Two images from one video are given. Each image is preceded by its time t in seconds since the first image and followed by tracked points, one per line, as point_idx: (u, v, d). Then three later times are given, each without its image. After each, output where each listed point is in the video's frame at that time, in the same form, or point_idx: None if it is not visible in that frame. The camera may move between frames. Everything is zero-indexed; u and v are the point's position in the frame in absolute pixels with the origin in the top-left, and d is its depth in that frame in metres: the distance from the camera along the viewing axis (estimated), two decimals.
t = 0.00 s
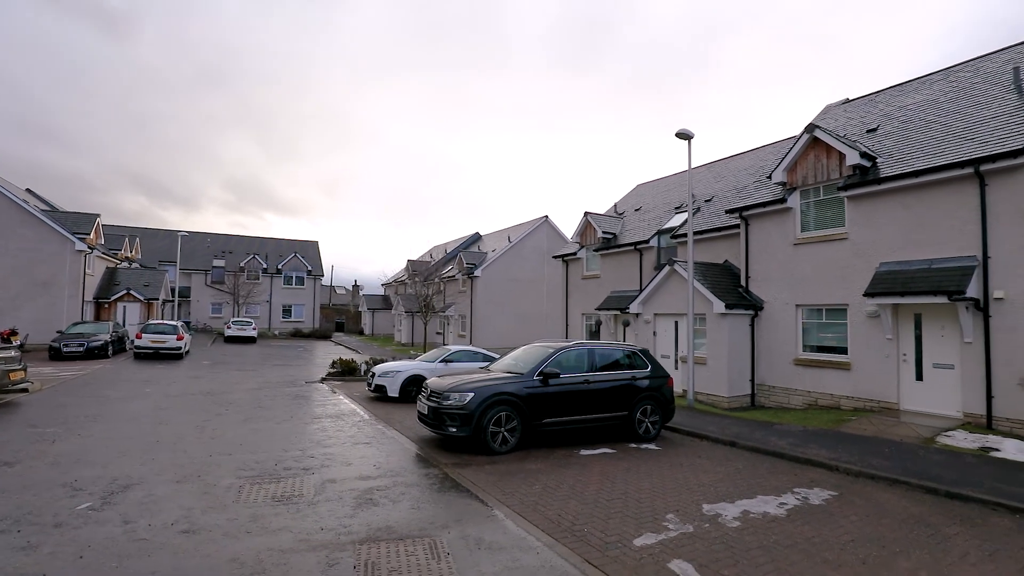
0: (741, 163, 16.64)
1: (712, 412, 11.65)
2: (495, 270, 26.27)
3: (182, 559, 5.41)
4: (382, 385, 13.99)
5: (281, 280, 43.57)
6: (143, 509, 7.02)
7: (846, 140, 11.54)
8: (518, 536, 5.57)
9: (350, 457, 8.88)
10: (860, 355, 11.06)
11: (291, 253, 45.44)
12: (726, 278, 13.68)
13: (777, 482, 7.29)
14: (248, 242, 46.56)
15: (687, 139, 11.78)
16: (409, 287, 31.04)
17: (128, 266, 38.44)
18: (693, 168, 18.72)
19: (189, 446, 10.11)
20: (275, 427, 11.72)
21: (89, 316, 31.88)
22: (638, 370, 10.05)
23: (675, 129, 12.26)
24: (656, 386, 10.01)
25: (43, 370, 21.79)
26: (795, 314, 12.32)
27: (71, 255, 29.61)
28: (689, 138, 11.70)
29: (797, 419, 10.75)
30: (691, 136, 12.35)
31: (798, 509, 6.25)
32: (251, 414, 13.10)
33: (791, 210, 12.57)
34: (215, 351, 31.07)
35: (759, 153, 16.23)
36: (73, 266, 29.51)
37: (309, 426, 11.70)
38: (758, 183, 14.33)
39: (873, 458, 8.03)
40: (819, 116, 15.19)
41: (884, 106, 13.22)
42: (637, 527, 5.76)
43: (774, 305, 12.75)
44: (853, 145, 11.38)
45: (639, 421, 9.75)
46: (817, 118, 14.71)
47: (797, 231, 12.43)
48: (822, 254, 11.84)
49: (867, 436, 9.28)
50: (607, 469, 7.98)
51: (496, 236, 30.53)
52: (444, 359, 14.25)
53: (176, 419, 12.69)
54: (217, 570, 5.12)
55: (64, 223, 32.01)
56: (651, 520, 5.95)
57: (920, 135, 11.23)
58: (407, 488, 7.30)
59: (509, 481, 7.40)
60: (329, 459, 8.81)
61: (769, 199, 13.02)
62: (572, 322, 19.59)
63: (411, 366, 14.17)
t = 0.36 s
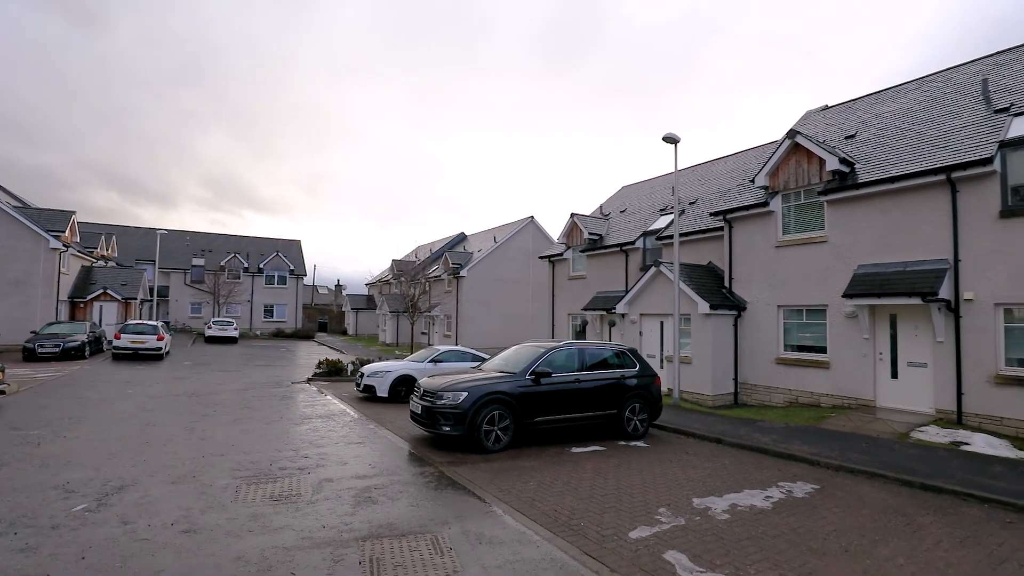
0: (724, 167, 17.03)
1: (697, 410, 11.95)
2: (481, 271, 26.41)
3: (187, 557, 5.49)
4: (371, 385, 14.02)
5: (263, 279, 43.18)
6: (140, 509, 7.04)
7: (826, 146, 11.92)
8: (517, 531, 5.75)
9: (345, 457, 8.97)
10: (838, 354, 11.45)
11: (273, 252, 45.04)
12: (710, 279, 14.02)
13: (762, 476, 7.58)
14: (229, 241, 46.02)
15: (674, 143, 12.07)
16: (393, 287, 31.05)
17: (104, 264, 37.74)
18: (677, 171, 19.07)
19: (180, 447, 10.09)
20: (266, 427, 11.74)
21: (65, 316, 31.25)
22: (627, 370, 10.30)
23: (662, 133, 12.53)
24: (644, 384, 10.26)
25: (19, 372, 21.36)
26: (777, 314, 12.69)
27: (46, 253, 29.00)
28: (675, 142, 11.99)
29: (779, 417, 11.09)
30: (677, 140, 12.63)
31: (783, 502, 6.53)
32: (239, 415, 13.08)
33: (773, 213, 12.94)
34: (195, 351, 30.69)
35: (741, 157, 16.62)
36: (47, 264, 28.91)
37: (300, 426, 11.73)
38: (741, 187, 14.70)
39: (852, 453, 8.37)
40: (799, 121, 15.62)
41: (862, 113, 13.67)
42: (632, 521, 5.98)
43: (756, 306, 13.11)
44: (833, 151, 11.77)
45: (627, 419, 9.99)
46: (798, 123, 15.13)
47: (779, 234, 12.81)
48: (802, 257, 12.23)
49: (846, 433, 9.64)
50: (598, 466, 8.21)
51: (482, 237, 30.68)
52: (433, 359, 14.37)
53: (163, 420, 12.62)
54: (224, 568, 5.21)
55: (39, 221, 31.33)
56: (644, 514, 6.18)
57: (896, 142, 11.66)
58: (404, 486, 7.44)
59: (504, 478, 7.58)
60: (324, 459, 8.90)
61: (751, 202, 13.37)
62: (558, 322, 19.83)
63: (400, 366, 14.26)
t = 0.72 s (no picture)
0: (708, 170, 17.41)
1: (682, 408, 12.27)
2: (467, 271, 26.56)
3: (192, 555, 5.57)
4: (360, 385, 14.09)
5: (244, 279, 42.76)
6: (137, 509, 7.07)
7: (807, 151, 12.31)
8: (516, 525, 5.93)
9: (339, 456, 9.08)
10: (818, 353, 11.84)
11: (254, 252, 44.60)
12: (694, 280, 14.36)
13: (747, 470, 7.88)
14: (209, 240, 45.46)
15: (660, 147, 12.37)
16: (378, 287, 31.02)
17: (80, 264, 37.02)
18: (661, 173, 19.42)
19: (171, 448, 10.08)
20: (257, 427, 11.76)
21: (39, 316, 30.59)
22: (616, 368, 10.55)
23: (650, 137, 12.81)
24: (632, 383, 10.53)
25: None
26: (759, 314, 13.06)
27: (19, 252, 28.39)
28: (662, 145, 12.30)
29: (762, 413, 11.44)
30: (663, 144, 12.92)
31: (768, 494, 6.82)
32: (228, 416, 13.07)
33: (756, 216, 13.31)
34: (176, 352, 30.31)
35: (724, 161, 17.01)
36: (20, 263, 28.30)
37: (290, 427, 11.77)
38: (724, 190, 15.07)
39: (832, 447, 8.73)
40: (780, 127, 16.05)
41: (840, 119, 14.12)
42: (626, 513, 6.21)
43: (739, 306, 13.48)
44: (813, 156, 12.16)
45: (616, 417, 10.25)
46: (778, 129, 15.56)
47: (761, 236, 13.19)
48: (783, 258, 12.61)
49: (826, 428, 10.00)
50: (590, 462, 8.44)
51: (467, 237, 30.79)
52: (422, 359, 14.49)
53: (151, 422, 12.55)
54: (230, 564, 5.31)
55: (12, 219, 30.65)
56: (638, 507, 6.41)
57: (872, 148, 12.09)
58: (402, 484, 7.58)
59: (499, 475, 7.76)
60: (319, 458, 9.00)
61: (735, 205, 13.73)
62: (544, 322, 20.06)
63: (390, 366, 14.36)
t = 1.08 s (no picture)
0: (690, 174, 17.78)
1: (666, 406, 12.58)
2: (452, 271, 26.67)
3: (194, 555, 5.66)
4: (348, 385, 14.15)
5: (224, 279, 42.28)
6: (132, 511, 7.10)
7: (786, 157, 12.70)
8: (513, 521, 6.13)
9: (332, 456, 9.18)
10: (796, 352, 12.24)
11: (235, 251, 44.11)
12: (678, 281, 14.70)
13: (731, 466, 8.20)
14: (188, 239, 44.80)
15: (645, 151, 12.66)
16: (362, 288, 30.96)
17: (53, 263, 36.24)
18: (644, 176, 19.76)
19: (160, 451, 10.06)
20: (245, 429, 11.78)
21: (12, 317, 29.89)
22: (604, 368, 10.81)
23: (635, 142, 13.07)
24: (619, 382, 10.79)
25: None
26: (739, 315, 13.44)
27: None
28: (647, 150, 12.59)
29: (743, 411, 11.80)
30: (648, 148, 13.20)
31: (751, 488, 7.13)
32: (216, 418, 13.04)
33: (737, 220, 13.69)
34: (155, 353, 29.88)
35: (706, 165, 17.40)
36: None
37: (280, 427, 11.81)
38: (706, 193, 15.44)
39: (811, 443, 9.09)
40: (759, 132, 16.48)
41: (816, 126, 14.58)
42: (617, 508, 6.45)
43: (720, 306, 13.85)
44: (792, 162, 12.55)
45: (604, 415, 10.51)
46: (758, 134, 15.98)
47: (743, 239, 13.56)
48: (763, 261, 13.00)
49: (804, 425, 10.38)
50: (579, 460, 8.67)
51: (452, 237, 30.88)
52: (410, 359, 14.62)
53: (136, 424, 12.45)
54: (234, 563, 5.41)
55: None
56: (628, 502, 6.66)
57: (848, 155, 12.53)
58: (397, 483, 7.73)
59: (492, 473, 7.95)
60: (312, 459, 9.09)
61: (717, 209, 14.09)
62: (530, 322, 20.28)
63: (378, 366, 14.44)
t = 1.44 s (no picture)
0: (675, 177, 18.10)
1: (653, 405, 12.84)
2: (438, 271, 26.74)
3: (197, 556, 5.73)
4: (337, 387, 14.18)
5: (205, 278, 41.77)
6: (128, 514, 7.11)
7: (769, 162, 13.04)
8: (510, 519, 6.29)
9: (326, 458, 9.25)
10: (778, 352, 12.58)
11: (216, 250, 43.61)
12: (663, 282, 14.98)
13: (718, 463, 8.46)
14: (168, 238, 44.15)
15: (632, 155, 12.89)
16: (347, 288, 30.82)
17: (28, 262, 35.45)
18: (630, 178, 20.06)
19: (150, 453, 10.03)
20: (235, 430, 11.77)
21: None
22: (593, 368, 11.02)
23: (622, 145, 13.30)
24: (608, 381, 11.02)
25: None
26: (723, 315, 13.76)
27: None
28: (634, 153, 12.83)
29: (727, 410, 12.10)
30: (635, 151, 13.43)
31: (738, 485, 7.39)
32: (204, 419, 12.99)
33: (721, 222, 14.01)
34: (134, 354, 29.43)
35: (690, 168, 17.74)
36: None
37: (270, 429, 11.81)
38: (691, 196, 15.75)
39: (793, 440, 9.41)
40: (742, 137, 16.85)
41: (797, 132, 14.98)
42: (610, 505, 6.65)
43: (705, 307, 14.16)
44: (774, 167, 12.89)
45: (593, 415, 10.73)
46: (741, 139, 16.34)
47: (726, 241, 13.88)
48: (746, 263, 13.34)
49: (787, 423, 10.71)
50: (571, 458, 8.87)
51: (438, 237, 30.91)
52: (399, 360, 14.70)
53: (123, 427, 12.35)
54: (238, 564, 5.49)
55: None
56: (620, 499, 6.87)
57: (827, 161, 12.91)
58: (393, 483, 7.84)
59: (486, 473, 8.10)
60: (306, 460, 9.15)
61: (701, 212, 14.39)
62: (516, 322, 20.45)
63: (367, 367, 14.50)
